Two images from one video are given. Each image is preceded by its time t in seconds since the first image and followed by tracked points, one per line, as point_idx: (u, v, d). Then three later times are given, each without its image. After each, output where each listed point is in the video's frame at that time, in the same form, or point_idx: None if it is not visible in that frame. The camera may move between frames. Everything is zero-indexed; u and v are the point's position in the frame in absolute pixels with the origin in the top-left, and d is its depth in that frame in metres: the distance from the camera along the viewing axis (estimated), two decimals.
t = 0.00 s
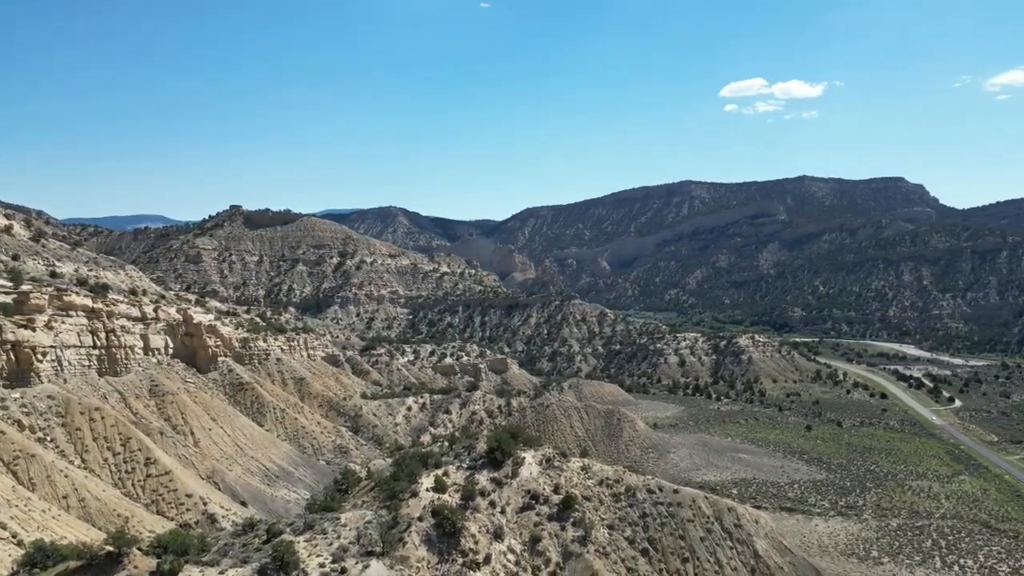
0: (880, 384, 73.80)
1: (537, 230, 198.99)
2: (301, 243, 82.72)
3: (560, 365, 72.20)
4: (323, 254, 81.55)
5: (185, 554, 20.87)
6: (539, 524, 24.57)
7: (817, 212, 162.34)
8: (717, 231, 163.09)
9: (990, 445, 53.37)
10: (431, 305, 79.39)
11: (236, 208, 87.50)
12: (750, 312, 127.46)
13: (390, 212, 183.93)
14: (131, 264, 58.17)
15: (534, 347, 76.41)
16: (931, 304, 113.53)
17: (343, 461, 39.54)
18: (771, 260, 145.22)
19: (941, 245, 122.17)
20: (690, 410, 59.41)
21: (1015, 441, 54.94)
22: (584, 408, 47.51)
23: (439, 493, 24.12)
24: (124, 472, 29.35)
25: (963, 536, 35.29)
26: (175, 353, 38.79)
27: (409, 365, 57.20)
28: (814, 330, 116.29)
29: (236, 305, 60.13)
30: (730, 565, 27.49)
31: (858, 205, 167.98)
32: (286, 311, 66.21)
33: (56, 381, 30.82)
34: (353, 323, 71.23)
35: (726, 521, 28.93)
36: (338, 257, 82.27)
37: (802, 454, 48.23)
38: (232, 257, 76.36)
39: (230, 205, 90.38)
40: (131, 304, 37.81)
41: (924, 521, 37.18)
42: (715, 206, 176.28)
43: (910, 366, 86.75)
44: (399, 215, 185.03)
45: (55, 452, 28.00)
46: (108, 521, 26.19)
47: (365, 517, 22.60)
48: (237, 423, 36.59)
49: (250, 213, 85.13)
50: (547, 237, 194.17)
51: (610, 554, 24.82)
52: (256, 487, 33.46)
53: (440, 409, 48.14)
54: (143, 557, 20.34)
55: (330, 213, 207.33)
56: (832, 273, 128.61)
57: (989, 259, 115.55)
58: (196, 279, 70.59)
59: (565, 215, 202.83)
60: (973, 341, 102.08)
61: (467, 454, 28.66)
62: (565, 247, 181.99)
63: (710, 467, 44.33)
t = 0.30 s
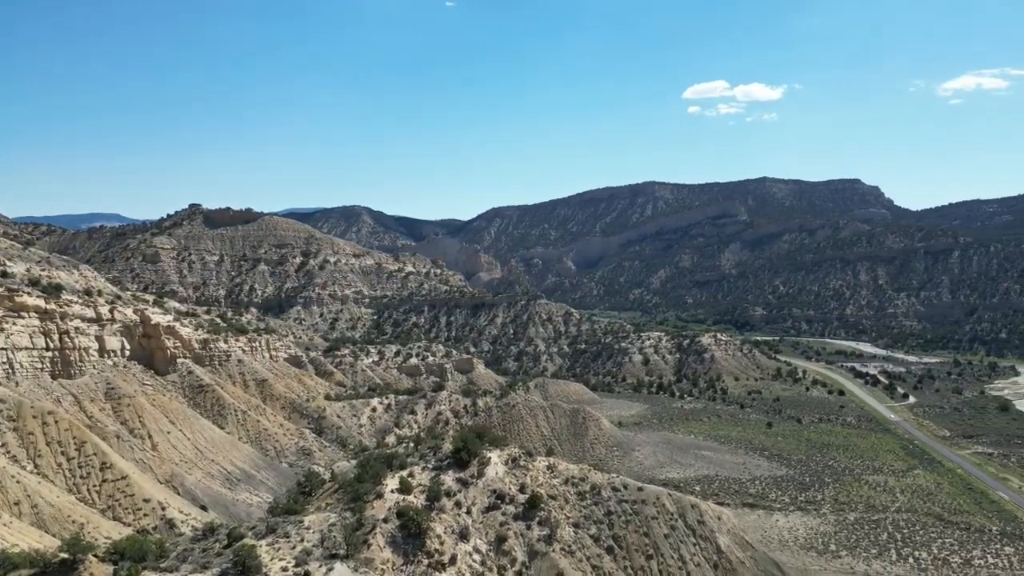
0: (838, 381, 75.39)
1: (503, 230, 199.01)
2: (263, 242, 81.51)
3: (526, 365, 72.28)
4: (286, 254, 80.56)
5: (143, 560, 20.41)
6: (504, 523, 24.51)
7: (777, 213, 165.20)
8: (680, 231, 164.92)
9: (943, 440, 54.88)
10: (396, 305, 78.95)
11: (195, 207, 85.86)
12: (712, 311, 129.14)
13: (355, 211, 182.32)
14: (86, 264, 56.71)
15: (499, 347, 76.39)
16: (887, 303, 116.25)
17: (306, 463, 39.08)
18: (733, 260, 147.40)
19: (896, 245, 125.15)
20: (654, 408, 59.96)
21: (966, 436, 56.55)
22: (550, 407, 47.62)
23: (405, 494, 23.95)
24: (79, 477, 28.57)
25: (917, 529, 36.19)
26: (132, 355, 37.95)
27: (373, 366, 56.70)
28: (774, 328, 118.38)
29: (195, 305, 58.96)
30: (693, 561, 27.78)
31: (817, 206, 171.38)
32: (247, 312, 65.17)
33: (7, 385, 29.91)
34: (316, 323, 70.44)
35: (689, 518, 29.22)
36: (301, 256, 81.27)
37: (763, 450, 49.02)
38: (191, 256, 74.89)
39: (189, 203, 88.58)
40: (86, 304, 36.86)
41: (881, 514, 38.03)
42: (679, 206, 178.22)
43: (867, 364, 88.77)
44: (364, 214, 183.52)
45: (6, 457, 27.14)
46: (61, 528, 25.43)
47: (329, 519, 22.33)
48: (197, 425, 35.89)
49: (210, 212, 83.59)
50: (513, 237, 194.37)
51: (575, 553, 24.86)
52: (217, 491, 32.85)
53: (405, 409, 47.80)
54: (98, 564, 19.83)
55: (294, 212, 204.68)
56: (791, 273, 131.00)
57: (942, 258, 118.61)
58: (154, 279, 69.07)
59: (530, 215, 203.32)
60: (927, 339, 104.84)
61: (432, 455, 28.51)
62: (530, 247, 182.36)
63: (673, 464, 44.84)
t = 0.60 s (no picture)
0: (798, 379, 76.83)
1: (468, 229, 198.65)
2: (224, 242, 80.10)
3: (492, 364, 72.22)
4: (247, 253, 79.33)
5: (99, 567, 19.89)
6: (470, 523, 24.39)
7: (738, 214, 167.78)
8: (644, 231, 166.42)
9: (898, 435, 56.24)
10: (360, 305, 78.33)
11: (153, 205, 84.02)
12: (676, 310, 130.56)
13: (319, 210, 180.44)
14: (38, 264, 55.10)
15: (465, 347, 76.18)
16: (844, 302, 118.71)
17: (269, 466, 38.52)
18: (696, 260, 149.29)
19: (853, 245, 127.88)
20: (619, 407, 60.39)
21: (920, 431, 58.05)
22: (516, 407, 47.64)
23: (369, 496, 23.74)
24: (31, 482, 27.70)
25: (873, 522, 37.00)
26: (86, 357, 37.05)
27: (337, 367, 56.08)
28: (735, 327, 120.23)
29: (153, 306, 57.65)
30: (657, 557, 27.99)
31: (777, 207, 174.52)
32: (207, 312, 63.97)
33: None
34: (278, 324, 69.51)
35: (654, 515, 29.47)
36: (263, 256, 80.07)
37: (725, 447, 49.67)
38: (149, 256, 73.26)
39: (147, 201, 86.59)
40: (39, 305, 35.87)
41: (839, 509, 38.81)
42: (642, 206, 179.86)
43: (826, 362, 90.56)
44: (327, 213, 181.65)
45: None
46: (12, 535, 24.54)
47: (292, 522, 22.03)
48: (156, 428, 35.13)
49: (169, 210, 81.88)
50: (478, 236, 194.11)
51: (540, 552, 24.82)
52: (176, 495, 32.19)
53: (370, 411, 47.37)
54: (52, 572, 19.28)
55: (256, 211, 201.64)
56: (752, 273, 133.09)
57: (897, 258, 121.45)
58: (110, 279, 67.39)
59: (495, 215, 203.31)
60: (882, 337, 107.40)
61: (398, 456, 28.32)
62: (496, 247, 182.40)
63: (637, 462, 45.22)
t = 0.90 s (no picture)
0: (759, 376, 78.11)
1: (433, 229, 197.92)
2: (183, 241, 78.60)
3: (458, 364, 72.00)
4: (207, 253, 77.90)
5: None
6: (436, 524, 24.24)
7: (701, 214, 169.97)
8: (608, 231, 167.52)
9: (856, 431, 57.42)
10: (324, 305, 77.53)
11: (110, 203, 82.08)
12: (640, 309, 131.73)
13: (280, 210, 178.15)
14: None
15: (431, 347, 75.85)
16: (804, 300, 120.96)
17: (230, 469, 37.88)
18: (659, 260, 150.71)
19: (812, 245, 130.36)
20: (584, 405, 60.60)
21: (876, 427, 59.42)
22: (482, 406, 47.51)
23: (333, 498, 23.47)
24: None
25: (832, 516, 37.71)
26: (39, 360, 36.31)
27: (300, 368, 55.38)
28: (698, 326, 121.77)
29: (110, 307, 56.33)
30: (622, 555, 28.14)
31: (739, 208, 177.13)
32: (166, 313, 62.70)
33: None
34: (240, 325, 68.48)
35: (619, 512, 29.64)
36: (224, 256, 78.78)
37: (688, 445, 50.17)
38: (105, 256, 71.56)
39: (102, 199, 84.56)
40: None
41: (799, 504, 39.48)
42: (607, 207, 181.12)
43: (786, 359, 92.13)
44: (290, 212, 179.49)
45: None
46: None
47: (254, 526, 21.69)
48: (112, 432, 34.32)
49: (126, 209, 80.02)
50: (443, 236, 193.50)
51: (506, 551, 24.73)
52: (134, 500, 31.46)
53: (334, 412, 46.85)
54: None
55: (217, 210, 198.47)
56: (715, 273, 134.89)
57: (854, 258, 124.03)
58: (64, 279, 65.67)
59: (460, 214, 202.84)
60: (840, 334, 109.69)
61: (363, 458, 28.07)
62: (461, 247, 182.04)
63: (602, 460, 45.47)
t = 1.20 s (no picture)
0: (730, 375, 78.97)
1: (405, 229, 196.95)
2: (149, 241, 77.22)
3: (431, 364, 71.73)
4: (174, 252, 76.60)
5: None
6: (409, 525, 24.06)
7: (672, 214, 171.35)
8: (581, 231, 168.07)
9: (824, 428, 58.24)
10: (295, 305, 76.73)
11: (73, 202, 80.35)
12: (612, 309, 132.33)
13: (250, 209, 175.83)
14: None
15: (403, 347, 75.47)
16: (773, 299, 122.55)
17: (199, 472, 37.29)
18: (631, 260, 151.62)
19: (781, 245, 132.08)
20: (557, 405, 60.70)
21: (843, 423, 60.35)
22: (455, 406, 47.32)
23: (305, 500, 23.17)
24: None
25: (800, 512, 38.21)
26: None
27: (270, 369, 54.73)
28: (669, 325, 122.72)
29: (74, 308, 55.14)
30: (595, 553, 28.21)
31: (709, 208, 178.92)
32: (132, 314, 61.52)
33: None
34: (208, 325, 67.51)
35: (591, 511, 29.73)
36: (191, 255, 77.58)
37: (660, 443, 50.49)
38: (68, 255, 70.03)
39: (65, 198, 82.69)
40: None
41: (768, 500, 39.94)
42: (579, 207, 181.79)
43: (756, 358, 93.25)
44: (260, 211, 177.36)
45: None
46: None
47: (223, 530, 21.32)
48: (76, 435, 33.59)
49: (90, 207, 78.37)
50: (415, 236, 192.61)
51: (480, 551, 24.64)
52: (99, 504, 30.77)
53: (305, 414, 46.36)
54: None
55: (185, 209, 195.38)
56: (686, 272, 136.07)
57: (821, 258, 125.90)
58: (26, 279, 64.11)
59: (432, 214, 202.05)
60: (809, 333, 111.29)
61: (334, 459, 27.80)
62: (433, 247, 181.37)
63: (576, 459, 45.59)
